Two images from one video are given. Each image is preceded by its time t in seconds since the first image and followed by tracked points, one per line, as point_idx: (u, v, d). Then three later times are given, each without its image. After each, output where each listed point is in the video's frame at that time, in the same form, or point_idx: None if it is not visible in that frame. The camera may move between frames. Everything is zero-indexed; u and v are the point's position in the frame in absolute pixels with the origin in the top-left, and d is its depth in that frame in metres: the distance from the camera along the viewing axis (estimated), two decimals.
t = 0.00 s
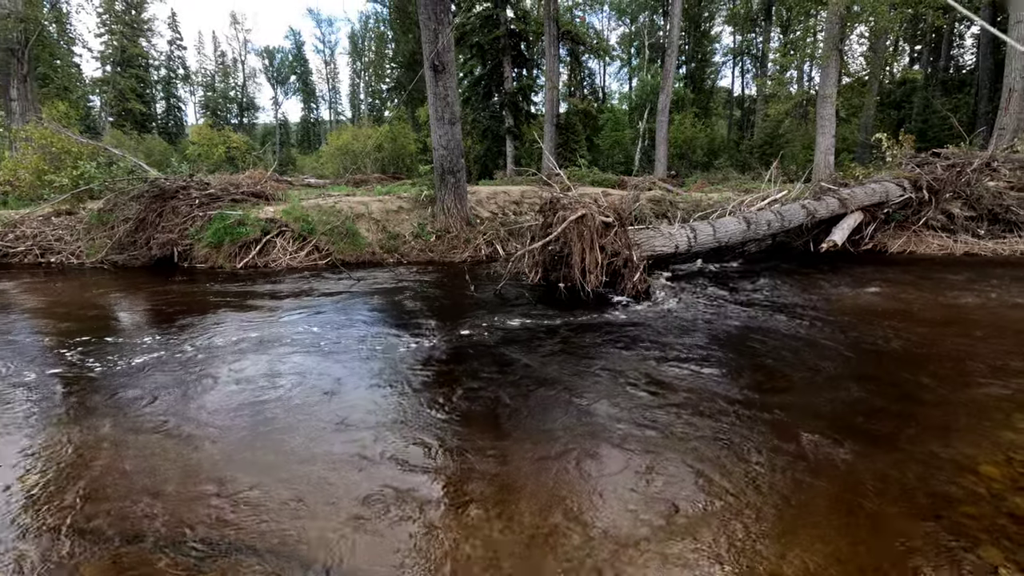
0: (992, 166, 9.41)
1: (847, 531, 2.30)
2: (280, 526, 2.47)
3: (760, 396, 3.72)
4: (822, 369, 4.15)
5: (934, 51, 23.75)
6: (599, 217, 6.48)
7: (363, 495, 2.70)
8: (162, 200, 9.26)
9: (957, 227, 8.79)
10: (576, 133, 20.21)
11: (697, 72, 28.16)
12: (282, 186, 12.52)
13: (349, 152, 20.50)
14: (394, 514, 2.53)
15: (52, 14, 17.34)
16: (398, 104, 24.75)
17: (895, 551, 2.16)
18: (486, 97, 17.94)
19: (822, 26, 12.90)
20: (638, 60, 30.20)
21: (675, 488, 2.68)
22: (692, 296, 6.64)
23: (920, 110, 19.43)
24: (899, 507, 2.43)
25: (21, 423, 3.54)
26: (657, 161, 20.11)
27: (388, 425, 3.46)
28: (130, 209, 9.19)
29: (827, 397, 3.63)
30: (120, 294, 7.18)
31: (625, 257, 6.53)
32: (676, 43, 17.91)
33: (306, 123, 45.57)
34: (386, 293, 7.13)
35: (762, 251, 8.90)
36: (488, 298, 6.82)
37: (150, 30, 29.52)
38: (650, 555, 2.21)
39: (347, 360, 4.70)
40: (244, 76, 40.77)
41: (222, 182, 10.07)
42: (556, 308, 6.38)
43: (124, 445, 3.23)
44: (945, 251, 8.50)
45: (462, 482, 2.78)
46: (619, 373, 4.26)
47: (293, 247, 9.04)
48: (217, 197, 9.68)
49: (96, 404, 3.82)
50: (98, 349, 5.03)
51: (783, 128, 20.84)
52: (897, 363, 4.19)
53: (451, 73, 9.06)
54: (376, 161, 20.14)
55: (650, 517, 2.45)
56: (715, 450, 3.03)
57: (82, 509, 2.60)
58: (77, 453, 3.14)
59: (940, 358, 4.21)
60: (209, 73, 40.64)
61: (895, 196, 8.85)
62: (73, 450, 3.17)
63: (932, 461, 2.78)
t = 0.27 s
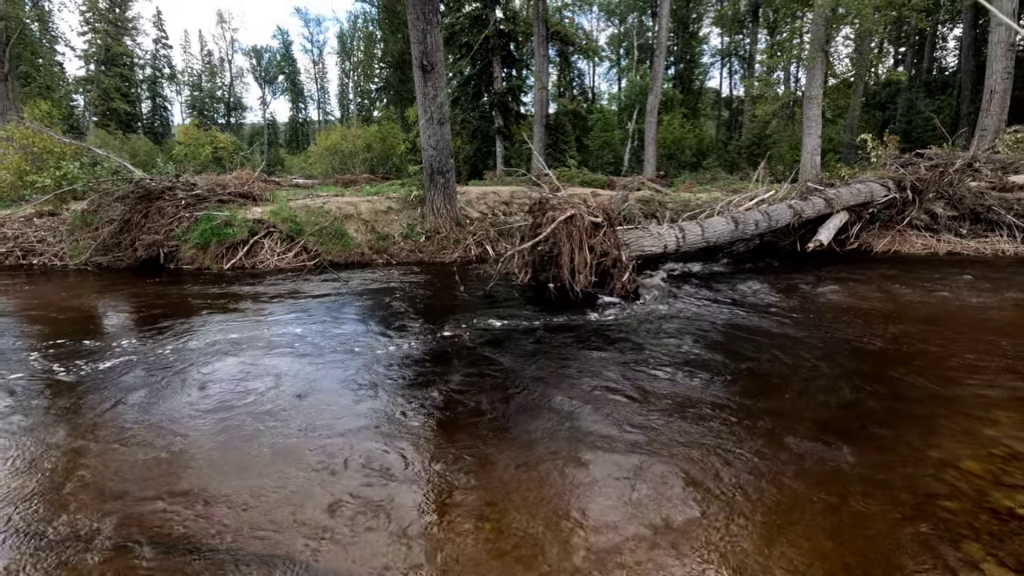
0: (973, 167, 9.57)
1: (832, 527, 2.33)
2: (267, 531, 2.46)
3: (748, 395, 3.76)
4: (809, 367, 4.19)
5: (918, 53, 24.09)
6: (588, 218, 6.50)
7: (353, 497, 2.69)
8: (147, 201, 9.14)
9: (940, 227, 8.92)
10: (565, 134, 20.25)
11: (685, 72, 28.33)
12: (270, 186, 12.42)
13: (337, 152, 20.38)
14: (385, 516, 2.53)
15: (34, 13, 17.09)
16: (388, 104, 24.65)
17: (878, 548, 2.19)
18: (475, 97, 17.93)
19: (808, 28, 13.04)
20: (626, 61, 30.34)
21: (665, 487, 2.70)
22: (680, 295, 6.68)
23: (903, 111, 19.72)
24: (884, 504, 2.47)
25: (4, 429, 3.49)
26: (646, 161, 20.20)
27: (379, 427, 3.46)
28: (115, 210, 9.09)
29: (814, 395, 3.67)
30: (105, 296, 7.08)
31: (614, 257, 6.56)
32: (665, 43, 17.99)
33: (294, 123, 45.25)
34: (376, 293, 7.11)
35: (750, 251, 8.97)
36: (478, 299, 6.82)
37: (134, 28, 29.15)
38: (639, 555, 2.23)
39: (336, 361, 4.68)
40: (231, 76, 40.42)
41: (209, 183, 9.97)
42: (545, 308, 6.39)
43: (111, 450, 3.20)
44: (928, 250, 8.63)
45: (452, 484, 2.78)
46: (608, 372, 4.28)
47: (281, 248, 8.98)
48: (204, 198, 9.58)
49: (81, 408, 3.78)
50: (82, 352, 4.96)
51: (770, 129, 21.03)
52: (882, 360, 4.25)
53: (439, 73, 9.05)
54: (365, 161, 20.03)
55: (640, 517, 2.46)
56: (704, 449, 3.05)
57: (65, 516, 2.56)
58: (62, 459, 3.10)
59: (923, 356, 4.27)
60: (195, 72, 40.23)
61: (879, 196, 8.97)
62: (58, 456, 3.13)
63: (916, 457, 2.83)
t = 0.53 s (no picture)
0: (961, 168, 9.66)
1: (821, 526, 2.34)
2: (259, 533, 2.44)
3: (739, 394, 3.77)
4: (799, 367, 4.22)
5: (907, 55, 24.32)
6: (579, 218, 6.50)
7: (343, 499, 2.68)
8: (136, 202, 9.06)
9: (928, 227, 9.01)
10: (558, 134, 20.28)
11: (677, 73, 28.47)
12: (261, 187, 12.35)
13: (330, 153, 20.31)
14: (375, 518, 2.52)
15: (21, 12, 16.91)
16: (380, 105, 24.61)
17: (866, 545, 2.21)
18: (467, 98, 17.95)
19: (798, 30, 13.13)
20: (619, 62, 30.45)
21: (655, 487, 2.70)
22: (672, 296, 6.70)
23: (892, 113, 19.91)
24: (872, 502, 2.48)
25: None
26: (638, 162, 20.26)
27: (370, 428, 3.45)
28: (104, 211, 9.01)
29: (804, 394, 3.69)
30: (94, 298, 7.03)
31: (606, 257, 6.58)
32: (656, 44, 18.04)
33: (286, 124, 45.08)
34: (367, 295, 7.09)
35: (741, 251, 9.02)
36: (470, 299, 6.81)
37: (124, 28, 28.93)
38: (629, 556, 2.23)
39: (329, 362, 4.66)
40: (222, 76, 40.16)
41: (199, 184, 9.91)
42: (537, 309, 6.40)
43: (99, 453, 3.17)
44: (917, 250, 8.71)
45: (442, 484, 2.78)
46: (599, 373, 4.29)
47: (272, 249, 8.94)
48: (194, 199, 9.52)
49: (70, 411, 3.74)
50: (69, 355, 4.91)
51: (761, 129, 21.15)
52: (871, 359, 4.28)
53: (431, 73, 9.03)
54: (357, 162, 19.99)
55: (630, 516, 2.47)
56: (693, 448, 3.07)
57: (52, 521, 2.54)
58: (49, 463, 3.06)
59: (910, 355, 4.31)
60: (185, 72, 39.96)
61: (869, 196, 9.04)
62: (45, 460, 3.10)
63: (904, 457, 2.84)
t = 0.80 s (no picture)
0: (954, 168, 9.70)
1: (814, 527, 2.35)
2: (252, 535, 2.43)
3: (733, 395, 3.78)
4: (793, 367, 4.23)
5: (902, 56, 24.41)
6: (575, 219, 6.50)
7: (336, 500, 2.67)
8: (131, 203, 9.03)
9: (923, 228, 9.04)
10: (554, 135, 20.31)
11: (674, 75, 28.55)
12: (256, 189, 12.34)
13: (326, 154, 20.28)
14: (368, 519, 2.52)
15: (15, 12, 16.83)
16: (377, 106, 24.61)
17: (858, 546, 2.22)
18: (464, 99, 17.96)
19: (793, 31, 13.19)
20: (615, 63, 30.51)
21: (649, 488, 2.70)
22: (667, 297, 6.71)
23: (887, 114, 19.99)
24: (863, 503, 2.49)
25: None
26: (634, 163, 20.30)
27: (364, 429, 3.44)
28: (97, 213, 8.97)
29: (799, 395, 3.70)
30: (87, 300, 7.00)
31: (601, 258, 6.58)
32: (652, 46, 18.08)
33: (283, 125, 45.02)
34: (363, 296, 7.08)
35: (737, 252, 9.03)
36: (466, 301, 6.81)
37: (119, 29, 28.86)
38: (622, 557, 2.23)
39: (324, 363, 4.65)
40: (218, 77, 40.06)
41: (194, 185, 9.89)
42: (533, 310, 6.39)
43: (91, 455, 3.16)
44: (911, 250, 8.73)
45: (436, 486, 2.78)
46: (594, 374, 4.28)
47: (267, 250, 8.92)
48: (189, 200, 9.50)
49: (63, 413, 3.73)
50: (62, 357, 4.89)
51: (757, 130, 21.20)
52: (865, 360, 4.30)
53: (426, 74, 9.04)
54: (353, 163, 19.98)
55: (623, 517, 2.47)
56: (687, 448, 3.07)
57: (44, 523, 2.52)
58: (40, 465, 3.05)
59: (904, 355, 4.33)
60: (181, 73, 39.82)
61: (863, 197, 9.07)
62: (36, 462, 3.08)
63: (897, 457, 2.85)
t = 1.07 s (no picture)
0: (955, 168, 9.68)
1: (813, 525, 2.35)
2: (255, 533, 2.44)
3: (734, 394, 3.78)
4: (794, 367, 4.22)
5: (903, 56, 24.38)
6: (575, 219, 6.50)
7: (336, 498, 2.68)
8: (132, 203, 9.04)
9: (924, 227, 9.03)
10: (555, 135, 20.31)
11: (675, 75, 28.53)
12: (257, 188, 12.36)
13: (327, 154, 20.29)
14: (368, 518, 2.52)
15: (16, 12, 16.86)
16: (378, 106, 24.63)
17: (858, 545, 2.21)
18: (465, 99, 17.98)
19: (794, 31, 13.17)
20: (616, 63, 30.47)
21: (648, 487, 2.71)
22: (668, 296, 6.70)
23: (888, 114, 19.97)
24: (863, 502, 2.49)
25: None
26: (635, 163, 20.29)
27: (364, 428, 3.44)
28: (98, 212, 8.98)
29: (799, 395, 3.70)
30: (89, 300, 7.01)
31: (602, 258, 6.58)
32: (653, 45, 18.06)
33: (284, 125, 45.07)
34: (363, 296, 7.08)
35: (737, 252, 9.03)
36: (466, 300, 6.81)
37: (121, 29, 28.90)
38: (622, 555, 2.23)
39: (327, 362, 4.68)
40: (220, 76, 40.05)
41: (195, 185, 9.90)
42: (533, 310, 6.40)
43: (93, 454, 3.17)
44: (912, 250, 8.73)
45: (436, 485, 2.78)
46: (594, 373, 4.28)
47: (268, 250, 8.92)
48: (190, 200, 9.51)
49: (65, 413, 3.74)
50: (63, 357, 4.90)
51: (758, 130, 21.19)
52: (865, 359, 4.30)
53: (427, 74, 9.04)
54: (354, 162, 20.01)
55: (623, 516, 2.48)
56: (687, 448, 3.08)
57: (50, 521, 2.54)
58: (42, 464, 3.06)
59: (905, 355, 4.33)
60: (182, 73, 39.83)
61: (864, 197, 9.06)
62: (38, 461, 3.09)
63: (897, 457, 2.85)
